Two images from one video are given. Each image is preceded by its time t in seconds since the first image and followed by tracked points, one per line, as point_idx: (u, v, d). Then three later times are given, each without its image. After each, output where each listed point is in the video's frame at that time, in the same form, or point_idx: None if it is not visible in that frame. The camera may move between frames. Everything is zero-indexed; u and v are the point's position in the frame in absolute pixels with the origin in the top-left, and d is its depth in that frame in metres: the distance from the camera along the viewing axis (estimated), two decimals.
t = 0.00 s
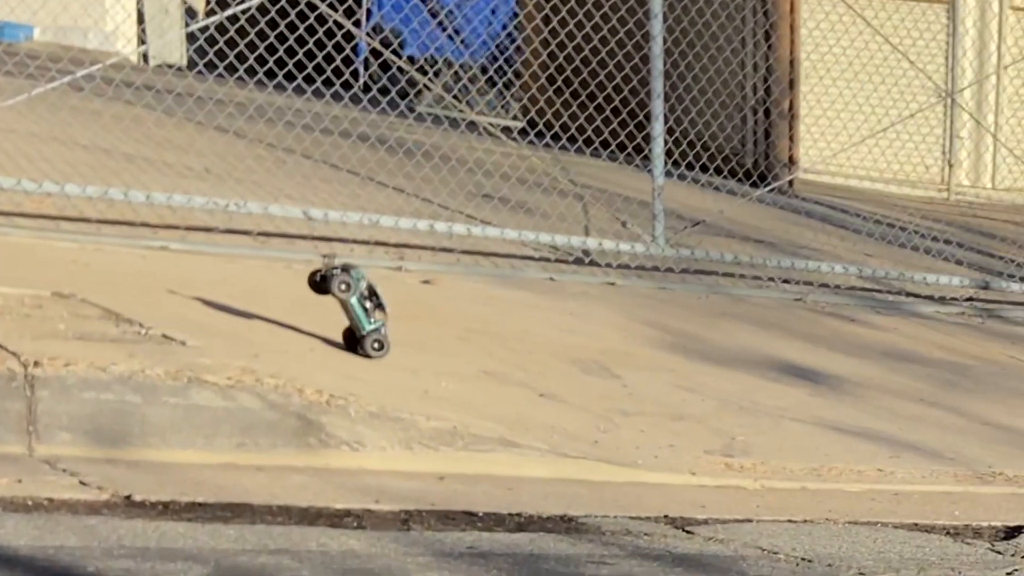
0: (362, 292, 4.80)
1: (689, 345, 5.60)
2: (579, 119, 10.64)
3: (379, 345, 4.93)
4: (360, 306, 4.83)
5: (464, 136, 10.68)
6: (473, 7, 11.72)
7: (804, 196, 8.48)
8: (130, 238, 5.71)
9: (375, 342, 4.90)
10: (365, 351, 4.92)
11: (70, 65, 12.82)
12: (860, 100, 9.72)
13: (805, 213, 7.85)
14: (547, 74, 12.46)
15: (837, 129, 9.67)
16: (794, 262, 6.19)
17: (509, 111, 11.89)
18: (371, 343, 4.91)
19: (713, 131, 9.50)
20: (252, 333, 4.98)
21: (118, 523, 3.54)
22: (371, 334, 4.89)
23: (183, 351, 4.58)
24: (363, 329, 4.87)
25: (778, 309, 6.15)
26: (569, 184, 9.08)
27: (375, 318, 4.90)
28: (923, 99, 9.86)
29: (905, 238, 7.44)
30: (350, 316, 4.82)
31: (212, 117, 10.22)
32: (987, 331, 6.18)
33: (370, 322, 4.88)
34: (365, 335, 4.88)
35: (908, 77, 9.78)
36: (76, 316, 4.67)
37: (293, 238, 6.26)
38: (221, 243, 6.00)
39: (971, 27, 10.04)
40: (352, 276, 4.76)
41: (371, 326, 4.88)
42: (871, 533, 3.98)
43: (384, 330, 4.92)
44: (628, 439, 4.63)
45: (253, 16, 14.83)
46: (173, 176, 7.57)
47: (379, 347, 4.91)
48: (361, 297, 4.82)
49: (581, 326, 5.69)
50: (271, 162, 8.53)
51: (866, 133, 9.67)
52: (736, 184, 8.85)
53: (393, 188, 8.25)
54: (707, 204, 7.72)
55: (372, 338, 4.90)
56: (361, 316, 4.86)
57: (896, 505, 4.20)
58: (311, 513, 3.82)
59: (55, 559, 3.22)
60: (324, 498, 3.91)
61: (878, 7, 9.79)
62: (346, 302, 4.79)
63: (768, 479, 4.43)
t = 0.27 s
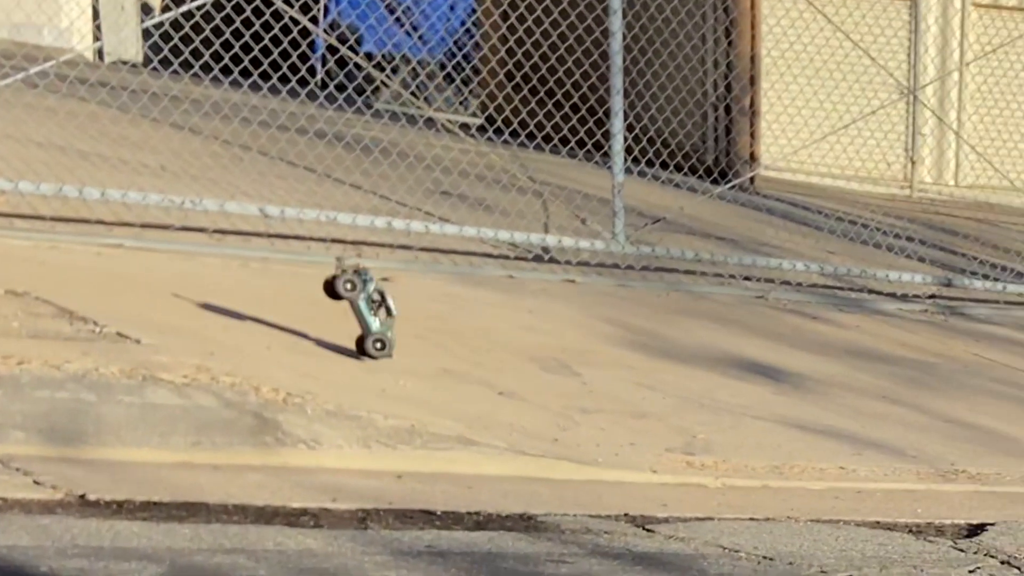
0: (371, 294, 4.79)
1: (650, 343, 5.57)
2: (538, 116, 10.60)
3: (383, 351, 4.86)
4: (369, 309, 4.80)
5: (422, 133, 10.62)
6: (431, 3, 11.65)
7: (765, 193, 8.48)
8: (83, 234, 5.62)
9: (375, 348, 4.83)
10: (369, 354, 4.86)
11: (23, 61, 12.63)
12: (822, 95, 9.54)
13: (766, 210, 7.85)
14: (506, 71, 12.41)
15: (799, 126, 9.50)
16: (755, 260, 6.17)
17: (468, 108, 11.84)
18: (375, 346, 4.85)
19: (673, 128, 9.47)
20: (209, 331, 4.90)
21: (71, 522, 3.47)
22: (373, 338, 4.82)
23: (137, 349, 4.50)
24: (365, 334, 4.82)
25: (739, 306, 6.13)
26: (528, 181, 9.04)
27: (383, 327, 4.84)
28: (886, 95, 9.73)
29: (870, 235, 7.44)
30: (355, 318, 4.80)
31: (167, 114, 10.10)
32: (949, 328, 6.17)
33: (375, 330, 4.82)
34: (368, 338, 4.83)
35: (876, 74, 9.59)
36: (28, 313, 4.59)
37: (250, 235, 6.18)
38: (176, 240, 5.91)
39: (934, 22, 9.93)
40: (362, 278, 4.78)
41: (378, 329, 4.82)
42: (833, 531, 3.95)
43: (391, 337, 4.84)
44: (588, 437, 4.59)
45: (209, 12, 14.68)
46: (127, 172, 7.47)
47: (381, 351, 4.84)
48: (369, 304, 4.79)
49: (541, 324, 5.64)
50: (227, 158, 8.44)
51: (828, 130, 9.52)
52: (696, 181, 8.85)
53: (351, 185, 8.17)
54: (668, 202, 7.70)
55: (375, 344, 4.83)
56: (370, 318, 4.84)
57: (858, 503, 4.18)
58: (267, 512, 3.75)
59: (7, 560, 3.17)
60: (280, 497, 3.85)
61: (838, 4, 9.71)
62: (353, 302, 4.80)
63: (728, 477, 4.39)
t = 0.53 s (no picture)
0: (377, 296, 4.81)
1: (613, 341, 5.55)
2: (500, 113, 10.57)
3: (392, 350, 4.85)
4: (377, 309, 4.82)
5: (382, 130, 10.55)
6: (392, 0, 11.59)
7: (728, 191, 8.49)
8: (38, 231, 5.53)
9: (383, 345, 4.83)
10: (381, 354, 4.88)
11: None
12: (785, 93, 9.46)
13: (729, 208, 7.85)
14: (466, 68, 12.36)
15: (762, 123, 9.40)
16: (717, 257, 6.16)
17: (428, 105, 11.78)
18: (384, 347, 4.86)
19: (635, 125, 9.46)
20: (166, 329, 4.83)
21: (26, 521, 3.41)
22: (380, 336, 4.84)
23: (93, 347, 4.43)
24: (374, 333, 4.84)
25: (702, 304, 6.11)
26: (490, 178, 9.00)
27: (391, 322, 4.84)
28: (849, 93, 9.72)
29: (836, 233, 7.46)
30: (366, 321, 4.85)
31: (124, 111, 9.99)
32: (913, 325, 6.15)
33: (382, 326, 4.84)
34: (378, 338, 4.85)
35: (835, 70, 9.61)
36: None
37: (208, 232, 6.10)
38: (133, 238, 5.83)
39: (898, 21, 10.00)
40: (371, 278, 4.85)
41: (385, 328, 4.84)
42: (797, 529, 3.93)
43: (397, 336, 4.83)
44: (550, 435, 4.55)
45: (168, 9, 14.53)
46: (84, 169, 7.37)
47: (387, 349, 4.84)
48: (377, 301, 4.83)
49: (502, 321, 5.60)
50: (186, 155, 8.35)
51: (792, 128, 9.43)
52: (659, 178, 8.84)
53: (311, 183, 8.10)
54: (631, 199, 7.68)
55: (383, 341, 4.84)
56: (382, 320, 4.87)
57: (821, 501, 4.16)
58: (226, 510, 3.70)
59: None
60: (239, 496, 3.79)
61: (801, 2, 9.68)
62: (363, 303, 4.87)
63: (691, 475, 4.36)
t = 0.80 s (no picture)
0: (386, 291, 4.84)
1: (576, 339, 5.52)
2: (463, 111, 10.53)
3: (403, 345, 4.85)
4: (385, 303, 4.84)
5: (343, 127, 10.48)
6: None
7: (693, 188, 8.50)
8: None
9: (392, 339, 4.81)
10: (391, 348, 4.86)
11: None
12: (749, 91, 9.40)
13: (693, 204, 7.85)
14: (429, 66, 12.31)
15: (726, 120, 9.36)
16: (682, 255, 6.14)
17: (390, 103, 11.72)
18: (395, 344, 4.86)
19: (598, 122, 9.45)
20: (125, 327, 4.76)
21: None
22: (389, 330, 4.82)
23: (50, 345, 4.35)
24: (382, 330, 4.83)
25: (666, 301, 6.09)
26: (452, 176, 8.95)
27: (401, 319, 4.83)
28: (813, 89, 9.70)
29: (801, 231, 7.46)
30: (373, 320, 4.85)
31: (82, 108, 9.86)
32: (879, 323, 6.14)
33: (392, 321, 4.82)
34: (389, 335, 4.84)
35: (797, 66, 9.60)
36: None
37: (167, 230, 6.02)
38: (90, 235, 5.74)
39: (864, 17, 9.99)
40: (378, 278, 4.86)
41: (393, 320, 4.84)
42: (761, 527, 3.92)
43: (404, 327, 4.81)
44: (514, 433, 4.52)
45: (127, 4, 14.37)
46: (40, 166, 7.26)
47: (393, 340, 4.82)
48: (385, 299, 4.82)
49: (466, 319, 5.55)
50: (144, 153, 8.25)
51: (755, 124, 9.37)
52: (623, 176, 8.84)
53: (271, 180, 8.02)
54: (595, 196, 7.66)
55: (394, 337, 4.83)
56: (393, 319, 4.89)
57: (786, 500, 4.15)
58: (185, 510, 3.64)
59: None
60: (197, 496, 3.73)
61: None
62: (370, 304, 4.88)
63: (656, 473, 4.33)
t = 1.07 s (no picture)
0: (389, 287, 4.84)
1: (542, 337, 5.48)
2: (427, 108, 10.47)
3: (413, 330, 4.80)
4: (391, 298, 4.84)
5: (306, 124, 10.40)
6: None
7: (658, 185, 8.48)
8: None
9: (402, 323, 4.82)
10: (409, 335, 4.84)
11: None
12: (716, 86, 9.40)
13: (658, 202, 7.84)
14: (392, 64, 12.24)
15: (692, 117, 9.35)
16: (647, 253, 6.12)
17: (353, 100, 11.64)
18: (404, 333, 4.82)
19: (563, 119, 9.44)
20: (84, 325, 4.68)
21: None
22: (398, 311, 4.80)
23: (8, 343, 4.27)
24: (389, 317, 4.79)
25: (633, 300, 6.06)
26: (416, 173, 8.90)
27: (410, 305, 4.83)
28: (779, 86, 9.68)
29: (767, 228, 7.48)
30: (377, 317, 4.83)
31: (41, 105, 9.74)
32: (845, 321, 6.12)
33: (399, 305, 4.82)
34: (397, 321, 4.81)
35: (763, 63, 9.56)
36: None
37: (127, 228, 5.94)
38: (49, 233, 5.66)
39: (830, 15, 10.02)
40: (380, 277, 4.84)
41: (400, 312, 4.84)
42: (728, 525, 3.90)
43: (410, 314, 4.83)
44: (478, 432, 4.47)
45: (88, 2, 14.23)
46: None
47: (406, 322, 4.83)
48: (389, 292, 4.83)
49: (430, 317, 5.51)
50: (104, 150, 8.15)
51: (721, 122, 9.37)
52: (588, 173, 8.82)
53: (232, 178, 7.94)
54: (559, 194, 7.64)
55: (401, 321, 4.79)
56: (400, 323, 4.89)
57: (752, 499, 4.13)
58: (146, 509, 3.59)
59: None
60: (158, 495, 3.68)
61: None
62: (374, 305, 4.87)
63: (621, 472, 4.30)
